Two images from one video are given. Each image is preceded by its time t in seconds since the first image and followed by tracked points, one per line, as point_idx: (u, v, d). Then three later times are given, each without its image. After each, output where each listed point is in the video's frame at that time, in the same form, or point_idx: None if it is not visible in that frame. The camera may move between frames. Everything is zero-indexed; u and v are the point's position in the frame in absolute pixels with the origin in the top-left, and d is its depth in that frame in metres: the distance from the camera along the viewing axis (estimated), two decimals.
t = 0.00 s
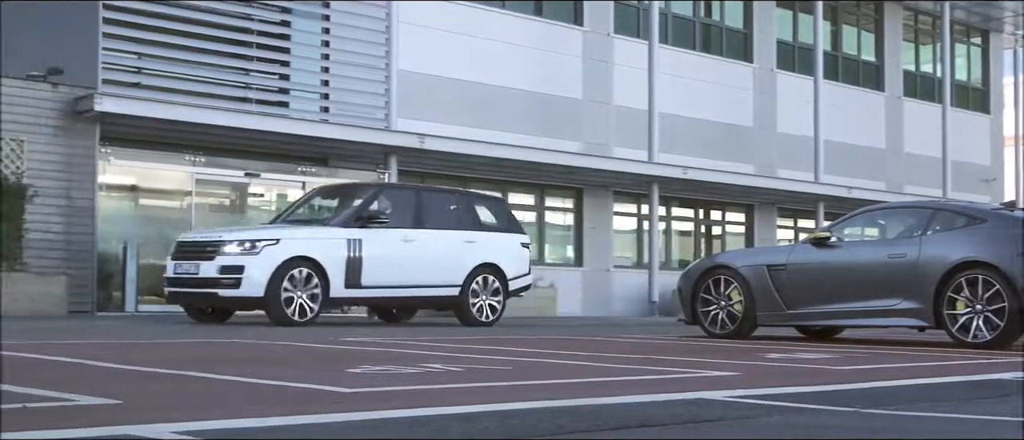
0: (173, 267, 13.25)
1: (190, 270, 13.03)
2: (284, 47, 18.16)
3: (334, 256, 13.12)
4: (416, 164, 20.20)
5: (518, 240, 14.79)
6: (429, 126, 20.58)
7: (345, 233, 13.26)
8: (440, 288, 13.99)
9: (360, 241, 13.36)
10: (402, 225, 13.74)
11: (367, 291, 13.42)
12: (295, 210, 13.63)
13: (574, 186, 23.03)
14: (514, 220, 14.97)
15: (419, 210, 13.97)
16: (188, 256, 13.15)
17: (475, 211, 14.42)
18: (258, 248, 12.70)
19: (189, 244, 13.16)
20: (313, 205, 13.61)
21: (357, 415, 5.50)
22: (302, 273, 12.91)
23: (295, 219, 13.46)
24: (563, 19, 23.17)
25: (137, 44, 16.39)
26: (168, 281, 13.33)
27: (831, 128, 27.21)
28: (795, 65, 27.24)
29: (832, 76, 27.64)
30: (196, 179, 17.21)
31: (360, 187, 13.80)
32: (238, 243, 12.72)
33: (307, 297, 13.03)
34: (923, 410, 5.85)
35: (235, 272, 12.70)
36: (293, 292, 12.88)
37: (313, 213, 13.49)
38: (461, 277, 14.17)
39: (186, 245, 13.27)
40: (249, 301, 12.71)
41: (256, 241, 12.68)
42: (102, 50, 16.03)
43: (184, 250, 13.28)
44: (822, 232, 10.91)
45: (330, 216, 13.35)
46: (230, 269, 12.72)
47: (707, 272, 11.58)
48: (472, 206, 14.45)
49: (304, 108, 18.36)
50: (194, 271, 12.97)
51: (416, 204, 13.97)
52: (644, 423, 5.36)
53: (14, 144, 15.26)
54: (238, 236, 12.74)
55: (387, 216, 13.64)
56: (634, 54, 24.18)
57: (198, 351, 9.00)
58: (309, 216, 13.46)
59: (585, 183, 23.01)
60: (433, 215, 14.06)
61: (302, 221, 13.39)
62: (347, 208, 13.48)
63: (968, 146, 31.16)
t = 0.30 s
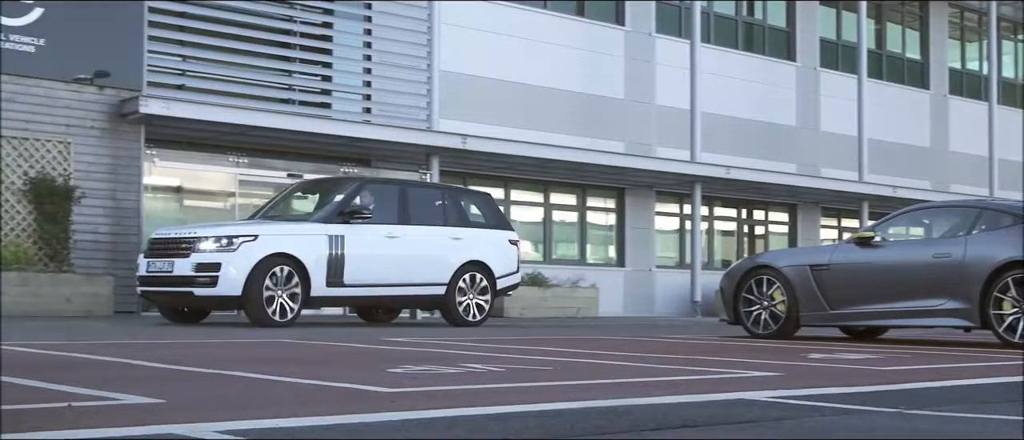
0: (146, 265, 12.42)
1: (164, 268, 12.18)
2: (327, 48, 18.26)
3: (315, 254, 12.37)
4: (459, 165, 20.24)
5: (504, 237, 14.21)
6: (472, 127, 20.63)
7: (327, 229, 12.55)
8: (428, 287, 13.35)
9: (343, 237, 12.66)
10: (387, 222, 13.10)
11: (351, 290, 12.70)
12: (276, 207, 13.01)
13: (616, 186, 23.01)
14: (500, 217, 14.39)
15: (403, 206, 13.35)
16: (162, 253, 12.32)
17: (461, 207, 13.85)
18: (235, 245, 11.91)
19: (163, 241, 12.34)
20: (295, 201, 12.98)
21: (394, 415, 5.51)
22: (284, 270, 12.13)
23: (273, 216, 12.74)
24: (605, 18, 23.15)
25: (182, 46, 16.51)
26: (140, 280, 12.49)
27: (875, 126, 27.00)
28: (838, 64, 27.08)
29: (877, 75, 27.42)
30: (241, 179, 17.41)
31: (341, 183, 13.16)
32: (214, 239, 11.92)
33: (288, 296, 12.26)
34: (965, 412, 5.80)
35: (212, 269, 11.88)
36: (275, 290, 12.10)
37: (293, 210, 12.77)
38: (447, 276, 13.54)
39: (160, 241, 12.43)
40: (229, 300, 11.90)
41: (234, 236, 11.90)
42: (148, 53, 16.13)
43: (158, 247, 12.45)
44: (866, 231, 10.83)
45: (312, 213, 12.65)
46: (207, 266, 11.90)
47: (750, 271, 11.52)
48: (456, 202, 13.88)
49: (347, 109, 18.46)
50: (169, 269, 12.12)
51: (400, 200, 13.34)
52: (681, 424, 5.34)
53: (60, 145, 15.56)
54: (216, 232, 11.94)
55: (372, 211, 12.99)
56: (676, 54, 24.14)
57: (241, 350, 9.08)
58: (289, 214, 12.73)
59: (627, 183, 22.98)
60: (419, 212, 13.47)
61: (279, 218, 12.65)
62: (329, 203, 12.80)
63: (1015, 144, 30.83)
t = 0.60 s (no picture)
0: (128, 265, 11.88)
1: (150, 268, 11.69)
2: (367, 49, 18.33)
3: (307, 253, 11.90)
4: (501, 166, 20.27)
5: (497, 234, 13.75)
6: (513, 127, 20.64)
7: (318, 226, 12.07)
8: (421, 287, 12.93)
9: (335, 236, 12.18)
10: (380, 218, 12.61)
11: (343, 291, 12.25)
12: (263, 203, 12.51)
13: (656, 186, 22.96)
14: (492, 212, 13.91)
15: (395, 202, 12.85)
16: (146, 252, 11.83)
17: (455, 203, 13.37)
18: (225, 243, 11.47)
19: (148, 240, 11.84)
20: (283, 196, 12.47)
21: (431, 414, 5.53)
22: (275, 271, 11.68)
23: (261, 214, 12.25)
24: (645, 18, 23.10)
25: (222, 48, 16.62)
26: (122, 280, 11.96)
27: (918, 125, 26.78)
28: (881, 62, 26.87)
29: (920, 72, 27.17)
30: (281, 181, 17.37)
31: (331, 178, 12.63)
32: (203, 237, 11.49)
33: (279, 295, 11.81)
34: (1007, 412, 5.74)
35: (201, 268, 11.44)
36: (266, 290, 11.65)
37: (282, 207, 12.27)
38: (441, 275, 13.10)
39: (145, 239, 11.93)
40: (219, 302, 11.47)
41: (225, 235, 11.45)
42: (190, 55, 16.27)
43: (141, 246, 11.95)
44: (908, 231, 10.75)
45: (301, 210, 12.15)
46: (195, 266, 11.45)
47: (792, 272, 11.45)
48: (449, 198, 13.39)
49: (389, 109, 18.52)
50: (155, 269, 11.64)
51: (393, 196, 12.84)
52: (718, 424, 5.33)
53: (104, 148, 15.76)
54: (205, 230, 11.51)
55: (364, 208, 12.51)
56: (717, 53, 24.06)
57: (282, 350, 9.15)
58: (277, 212, 12.23)
59: (667, 183, 22.91)
60: (412, 208, 12.98)
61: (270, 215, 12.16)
62: (320, 200, 12.31)
63: None
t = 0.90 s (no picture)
0: (117, 263, 11.53)
1: (140, 266, 11.38)
2: (413, 51, 18.39)
3: (308, 250, 11.76)
4: (548, 166, 20.27)
5: (492, 231, 13.71)
6: (559, 127, 20.63)
7: (317, 222, 11.93)
8: (419, 285, 12.85)
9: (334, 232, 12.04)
10: (377, 214, 12.49)
11: (343, 289, 12.14)
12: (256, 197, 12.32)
13: (703, 186, 22.87)
14: (488, 209, 13.89)
15: (392, 198, 12.73)
16: (134, 249, 11.51)
17: (449, 200, 13.30)
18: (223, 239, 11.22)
19: (137, 235, 11.53)
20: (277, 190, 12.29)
21: (478, 415, 5.55)
22: (275, 267, 11.49)
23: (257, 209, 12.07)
24: (693, 17, 23.03)
25: (270, 50, 16.74)
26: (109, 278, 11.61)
27: (968, 122, 26.50)
28: (931, 59, 26.62)
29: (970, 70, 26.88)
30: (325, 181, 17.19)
31: (327, 172, 12.46)
32: (198, 233, 11.22)
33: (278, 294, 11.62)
34: None
35: (198, 267, 11.19)
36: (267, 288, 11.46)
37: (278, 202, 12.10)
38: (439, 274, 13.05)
39: (133, 236, 11.59)
40: (216, 301, 11.21)
41: (223, 230, 11.20)
42: (238, 58, 16.40)
43: (128, 243, 11.62)
44: (958, 230, 10.63)
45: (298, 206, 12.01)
46: (192, 264, 11.19)
47: (840, 271, 11.36)
48: (444, 194, 13.31)
49: (435, 110, 18.58)
50: (147, 267, 11.32)
51: (390, 192, 12.72)
52: (769, 425, 5.31)
53: (153, 149, 15.95)
54: (202, 226, 11.24)
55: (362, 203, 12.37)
56: (765, 52, 23.93)
57: (330, 351, 9.20)
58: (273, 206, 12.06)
59: (715, 183, 22.81)
60: (408, 204, 12.88)
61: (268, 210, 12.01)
62: (318, 196, 12.15)
63: None
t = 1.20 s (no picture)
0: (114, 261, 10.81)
1: (142, 264, 10.69)
2: (454, 51, 18.43)
3: (314, 248, 11.06)
4: (588, 166, 20.22)
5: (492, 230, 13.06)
6: (600, 127, 20.59)
7: (322, 219, 11.22)
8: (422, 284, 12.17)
9: (339, 228, 11.34)
10: (381, 211, 11.82)
11: (348, 289, 11.45)
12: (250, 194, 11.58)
13: (745, 186, 22.75)
14: (485, 206, 13.21)
15: (394, 194, 12.06)
16: (132, 247, 10.80)
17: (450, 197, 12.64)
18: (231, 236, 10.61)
19: (134, 232, 10.82)
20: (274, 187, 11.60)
21: (516, 415, 5.55)
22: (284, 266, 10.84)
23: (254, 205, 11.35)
24: (734, 17, 22.93)
25: (312, 51, 16.83)
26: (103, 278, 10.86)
27: (1014, 121, 26.20)
28: (975, 57, 26.34)
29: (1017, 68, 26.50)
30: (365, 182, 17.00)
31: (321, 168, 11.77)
32: (206, 230, 10.60)
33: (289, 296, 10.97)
34: None
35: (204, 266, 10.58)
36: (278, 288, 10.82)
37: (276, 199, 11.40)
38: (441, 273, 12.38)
39: (131, 233, 10.87)
40: (224, 303, 10.60)
41: (233, 226, 10.61)
42: (279, 60, 16.50)
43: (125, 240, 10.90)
44: (1004, 229, 10.53)
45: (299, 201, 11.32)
46: (198, 262, 10.57)
47: (883, 271, 11.27)
48: (445, 191, 12.64)
49: (475, 111, 18.61)
50: (150, 265, 10.66)
51: (390, 187, 12.05)
52: (809, 426, 5.28)
53: (196, 152, 16.08)
54: (210, 221, 10.62)
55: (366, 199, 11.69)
56: (806, 51, 23.78)
57: (371, 351, 9.23)
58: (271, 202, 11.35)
59: (757, 183, 22.71)
60: (410, 200, 12.21)
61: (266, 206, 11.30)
62: (318, 193, 11.47)
63: None
